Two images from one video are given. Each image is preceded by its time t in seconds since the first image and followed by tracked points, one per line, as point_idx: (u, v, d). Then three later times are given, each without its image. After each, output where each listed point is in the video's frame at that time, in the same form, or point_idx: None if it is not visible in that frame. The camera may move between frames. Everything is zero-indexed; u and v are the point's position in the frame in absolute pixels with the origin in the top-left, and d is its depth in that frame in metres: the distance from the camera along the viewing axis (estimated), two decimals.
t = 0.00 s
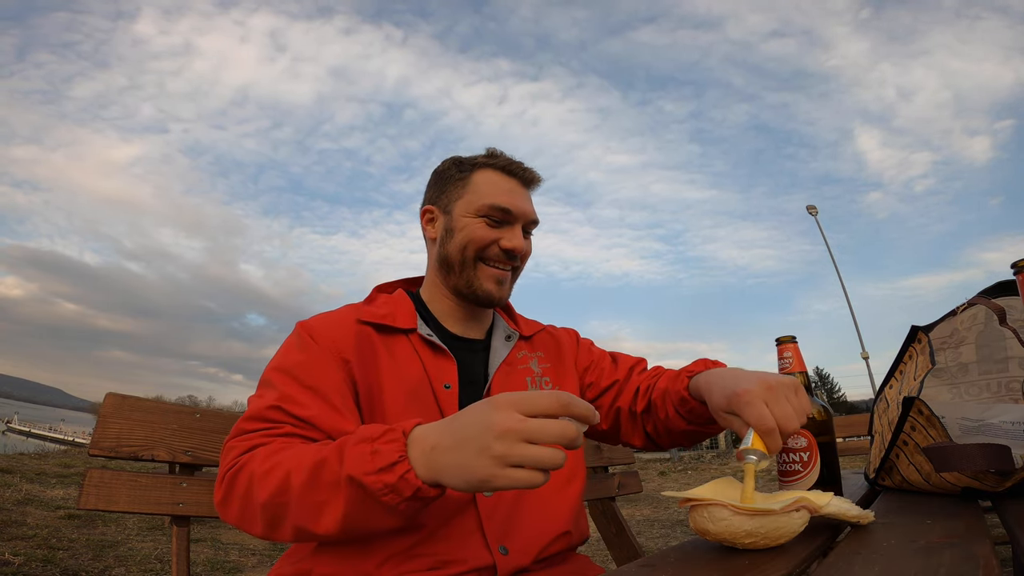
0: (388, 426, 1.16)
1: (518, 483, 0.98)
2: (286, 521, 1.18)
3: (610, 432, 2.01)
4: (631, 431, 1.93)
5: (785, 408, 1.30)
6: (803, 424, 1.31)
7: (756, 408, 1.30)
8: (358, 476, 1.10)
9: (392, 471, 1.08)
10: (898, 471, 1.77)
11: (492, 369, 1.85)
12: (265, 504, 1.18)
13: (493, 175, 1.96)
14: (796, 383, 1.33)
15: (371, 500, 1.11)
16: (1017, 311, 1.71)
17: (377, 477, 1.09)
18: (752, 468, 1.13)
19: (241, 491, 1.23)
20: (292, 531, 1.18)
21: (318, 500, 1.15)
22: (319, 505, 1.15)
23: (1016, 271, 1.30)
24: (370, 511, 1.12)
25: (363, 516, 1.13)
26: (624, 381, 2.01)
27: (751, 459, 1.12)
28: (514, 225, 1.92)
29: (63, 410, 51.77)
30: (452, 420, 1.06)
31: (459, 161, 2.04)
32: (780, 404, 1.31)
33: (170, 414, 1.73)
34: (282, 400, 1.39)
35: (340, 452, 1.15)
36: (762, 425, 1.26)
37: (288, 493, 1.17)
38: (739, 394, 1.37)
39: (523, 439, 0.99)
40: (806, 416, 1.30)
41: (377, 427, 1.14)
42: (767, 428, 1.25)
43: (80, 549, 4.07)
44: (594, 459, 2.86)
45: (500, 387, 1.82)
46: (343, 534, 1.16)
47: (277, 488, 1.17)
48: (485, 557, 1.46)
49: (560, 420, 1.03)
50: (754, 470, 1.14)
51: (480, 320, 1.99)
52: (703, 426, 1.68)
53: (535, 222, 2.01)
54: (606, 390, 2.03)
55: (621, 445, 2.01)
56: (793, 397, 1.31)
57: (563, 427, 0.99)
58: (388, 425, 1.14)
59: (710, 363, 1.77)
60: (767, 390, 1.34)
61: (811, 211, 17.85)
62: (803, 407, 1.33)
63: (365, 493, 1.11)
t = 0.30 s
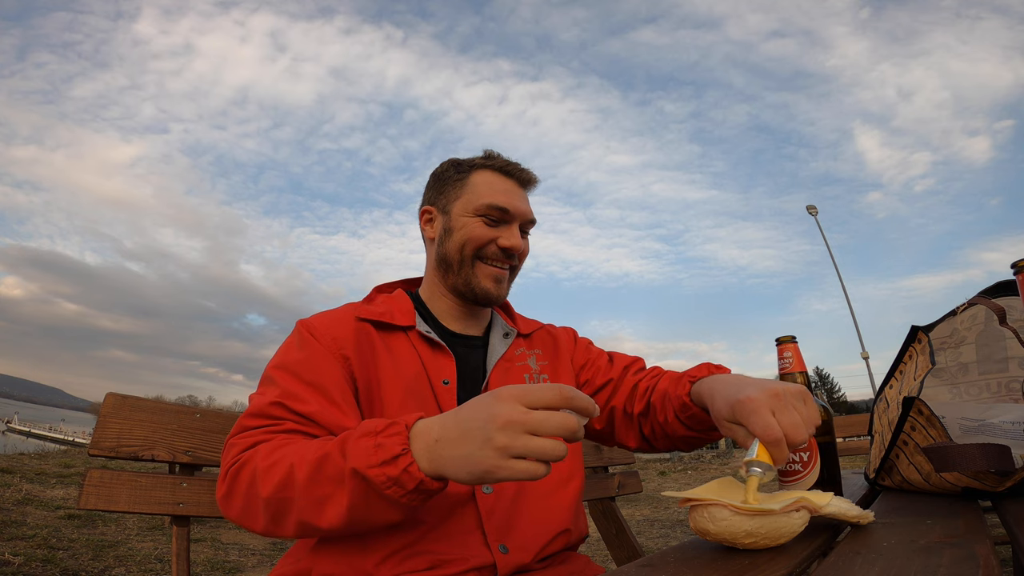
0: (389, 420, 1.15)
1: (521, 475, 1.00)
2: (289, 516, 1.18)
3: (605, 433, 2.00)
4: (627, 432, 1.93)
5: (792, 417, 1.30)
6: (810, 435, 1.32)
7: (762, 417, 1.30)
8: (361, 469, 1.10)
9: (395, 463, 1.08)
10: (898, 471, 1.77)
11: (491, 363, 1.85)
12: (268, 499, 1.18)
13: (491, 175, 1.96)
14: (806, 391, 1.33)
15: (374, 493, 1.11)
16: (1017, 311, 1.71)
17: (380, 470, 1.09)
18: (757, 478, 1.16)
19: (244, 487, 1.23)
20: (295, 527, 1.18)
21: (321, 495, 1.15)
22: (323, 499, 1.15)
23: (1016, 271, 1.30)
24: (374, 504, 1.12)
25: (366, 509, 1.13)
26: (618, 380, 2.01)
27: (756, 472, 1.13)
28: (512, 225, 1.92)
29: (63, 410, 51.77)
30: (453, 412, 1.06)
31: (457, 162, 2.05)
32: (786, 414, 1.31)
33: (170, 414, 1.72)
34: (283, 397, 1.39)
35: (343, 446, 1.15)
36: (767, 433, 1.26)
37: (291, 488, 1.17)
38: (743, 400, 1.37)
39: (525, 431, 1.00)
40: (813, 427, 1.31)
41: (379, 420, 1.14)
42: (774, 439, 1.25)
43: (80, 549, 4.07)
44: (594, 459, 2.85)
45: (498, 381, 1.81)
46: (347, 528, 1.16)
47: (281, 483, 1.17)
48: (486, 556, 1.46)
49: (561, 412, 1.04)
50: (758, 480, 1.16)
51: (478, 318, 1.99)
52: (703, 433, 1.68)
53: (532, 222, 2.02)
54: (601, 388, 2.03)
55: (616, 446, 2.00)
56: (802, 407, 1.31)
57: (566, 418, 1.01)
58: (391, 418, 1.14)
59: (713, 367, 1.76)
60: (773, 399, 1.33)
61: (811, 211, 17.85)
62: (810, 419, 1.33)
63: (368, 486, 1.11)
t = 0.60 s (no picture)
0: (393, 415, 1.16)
1: (529, 467, 1.00)
2: (291, 514, 1.18)
3: (605, 431, 1.99)
4: (627, 430, 1.92)
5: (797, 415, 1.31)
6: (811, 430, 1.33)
7: (769, 417, 1.30)
8: (366, 463, 1.10)
9: (400, 458, 1.08)
10: (898, 471, 1.77)
11: (491, 361, 1.85)
12: (268, 497, 1.18)
13: (491, 175, 1.96)
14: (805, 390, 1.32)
15: (379, 488, 1.11)
16: (1017, 311, 1.71)
17: (385, 465, 1.09)
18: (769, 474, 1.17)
19: (243, 485, 1.22)
20: (296, 524, 1.18)
21: (324, 491, 1.15)
22: (327, 495, 1.15)
23: (1016, 271, 1.30)
24: (378, 499, 1.12)
25: (369, 505, 1.12)
26: (619, 379, 2.01)
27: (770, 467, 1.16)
28: (512, 225, 1.92)
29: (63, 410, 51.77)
30: (459, 406, 1.06)
31: (458, 162, 2.04)
32: (791, 412, 1.31)
33: (169, 414, 1.72)
34: (282, 395, 1.39)
35: (345, 442, 1.15)
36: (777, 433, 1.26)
37: (293, 485, 1.17)
38: (749, 400, 1.37)
39: (533, 422, 1.00)
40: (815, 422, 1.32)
41: (382, 416, 1.14)
42: (782, 437, 1.26)
43: (79, 549, 4.07)
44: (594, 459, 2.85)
45: (497, 380, 1.81)
46: (349, 525, 1.16)
47: (282, 480, 1.17)
48: (485, 553, 1.46)
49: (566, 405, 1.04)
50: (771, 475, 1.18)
51: (477, 317, 1.99)
52: (704, 430, 1.68)
53: (532, 222, 2.02)
54: (602, 388, 2.03)
55: (617, 444, 2.00)
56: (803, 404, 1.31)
57: (572, 410, 1.01)
58: (394, 413, 1.14)
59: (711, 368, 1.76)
60: (778, 399, 1.33)
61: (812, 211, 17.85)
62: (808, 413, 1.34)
63: (373, 481, 1.11)
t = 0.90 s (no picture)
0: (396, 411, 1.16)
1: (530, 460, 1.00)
2: (294, 509, 1.18)
3: (604, 433, 1.99)
4: (625, 432, 1.92)
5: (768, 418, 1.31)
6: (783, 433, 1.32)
7: (739, 419, 1.31)
8: (369, 458, 1.10)
9: (403, 451, 1.08)
10: (897, 471, 1.77)
11: (491, 362, 1.85)
12: (272, 492, 1.18)
13: (491, 177, 1.96)
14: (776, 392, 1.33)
15: (382, 482, 1.11)
16: (1017, 311, 1.71)
17: (388, 459, 1.09)
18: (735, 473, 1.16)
19: (247, 481, 1.22)
20: (300, 519, 1.18)
21: (328, 487, 1.15)
22: (330, 490, 1.15)
23: (1016, 271, 1.30)
24: (382, 494, 1.12)
25: (372, 500, 1.12)
26: (618, 383, 2.01)
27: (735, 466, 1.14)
28: (512, 227, 1.92)
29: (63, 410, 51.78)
30: (461, 401, 1.06)
31: (458, 164, 2.04)
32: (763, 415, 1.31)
33: (170, 414, 1.72)
34: (285, 393, 1.39)
35: (349, 437, 1.15)
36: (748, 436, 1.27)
37: (297, 480, 1.17)
38: (721, 403, 1.38)
39: (533, 416, 1.01)
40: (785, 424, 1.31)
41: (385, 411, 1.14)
42: (749, 438, 1.27)
43: (80, 549, 4.07)
44: (594, 459, 2.85)
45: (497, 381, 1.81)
46: (353, 520, 1.16)
47: (286, 475, 1.17)
48: (486, 550, 1.46)
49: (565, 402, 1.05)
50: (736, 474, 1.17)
51: (478, 317, 2.00)
52: (691, 430, 1.68)
53: (532, 225, 2.02)
54: (602, 392, 2.03)
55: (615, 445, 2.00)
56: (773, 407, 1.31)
57: (572, 404, 1.02)
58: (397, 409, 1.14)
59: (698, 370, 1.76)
60: (749, 401, 1.34)
61: (812, 211, 17.85)
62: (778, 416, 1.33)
63: (376, 475, 1.11)
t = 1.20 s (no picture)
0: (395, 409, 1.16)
1: (527, 459, 1.00)
2: (293, 507, 1.18)
3: (604, 434, 1.99)
4: (625, 433, 1.92)
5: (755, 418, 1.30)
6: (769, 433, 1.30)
7: (721, 415, 1.32)
8: (368, 455, 1.10)
9: (401, 449, 1.08)
10: (898, 471, 1.77)
11: (491, 363, 1.85)
12: (272, 491, 1.18)
13: (493, 179, 1.96)
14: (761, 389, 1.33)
15: (379, 480, 1.11)
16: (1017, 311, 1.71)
17: (386, 457, 1.09)
18: (712, 471, 1.14)
19: (248, 479, 1.23)
20: (299, 518, 1.18)
21: (327, 485, 1.15)
22: (329, 488, 1.15)
23: (1016, 271, 1.30)
24: (380, 492, 1.12)
25: (371, 497, 1.13)
26: (618, 383, 2.01)
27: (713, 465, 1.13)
28: (513, 228, 1.93)
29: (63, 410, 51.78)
30: (459, 400, 1.06)
31: (461, 166, 2.05)
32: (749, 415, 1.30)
33: (170, 414, 1.72)
34: (287, 392, 1.39)
35: (348, 435, 1.15)
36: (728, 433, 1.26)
37: (296, 478, 1.17)
38: (705, 399, 1.39)
39: (530, 415, 1.01)
40: (770, 424, 1.29)
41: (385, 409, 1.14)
42: (729, 434, 1.26)
43: (80, 549, 4.07)
44: (594, 460, 2.85)
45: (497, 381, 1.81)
46: (352, 518, 1.16)
47: (286, 473, 1.17)
48: (486, 551, 1.46)
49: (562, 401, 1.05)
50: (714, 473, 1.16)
51: (478, 318, 2.00)
52: (687, 430, 1.68)
53: (533, 226, 2.02)
54: (601, 392, 2.03)
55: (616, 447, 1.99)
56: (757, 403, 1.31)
57: (570, 404, 1.02)
58: (396, 407, 1.14)
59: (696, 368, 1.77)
60: (732, 398, 1.36)
61: (812, 211, 17.84)
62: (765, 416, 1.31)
63: (374, 472, 1.11)
